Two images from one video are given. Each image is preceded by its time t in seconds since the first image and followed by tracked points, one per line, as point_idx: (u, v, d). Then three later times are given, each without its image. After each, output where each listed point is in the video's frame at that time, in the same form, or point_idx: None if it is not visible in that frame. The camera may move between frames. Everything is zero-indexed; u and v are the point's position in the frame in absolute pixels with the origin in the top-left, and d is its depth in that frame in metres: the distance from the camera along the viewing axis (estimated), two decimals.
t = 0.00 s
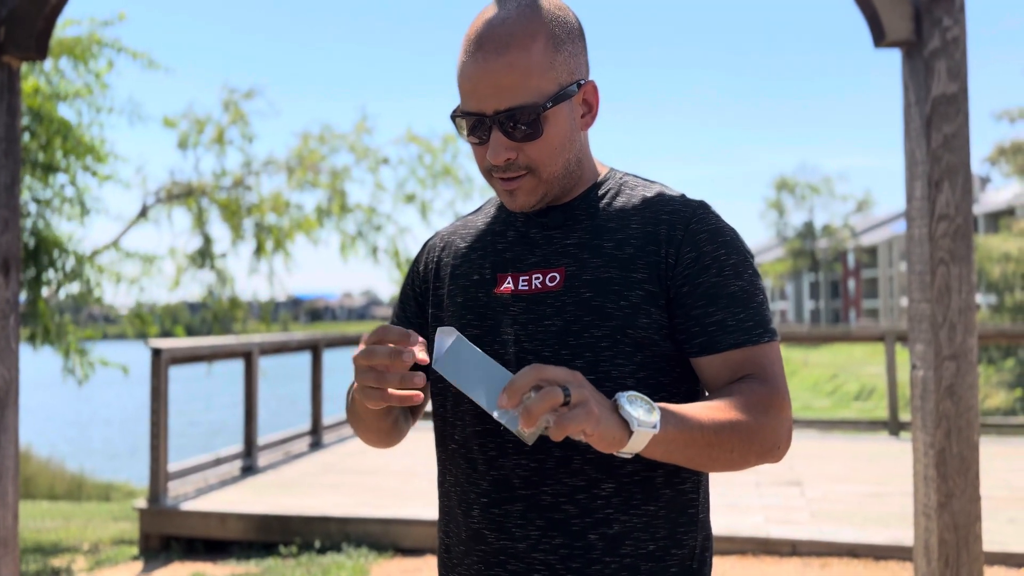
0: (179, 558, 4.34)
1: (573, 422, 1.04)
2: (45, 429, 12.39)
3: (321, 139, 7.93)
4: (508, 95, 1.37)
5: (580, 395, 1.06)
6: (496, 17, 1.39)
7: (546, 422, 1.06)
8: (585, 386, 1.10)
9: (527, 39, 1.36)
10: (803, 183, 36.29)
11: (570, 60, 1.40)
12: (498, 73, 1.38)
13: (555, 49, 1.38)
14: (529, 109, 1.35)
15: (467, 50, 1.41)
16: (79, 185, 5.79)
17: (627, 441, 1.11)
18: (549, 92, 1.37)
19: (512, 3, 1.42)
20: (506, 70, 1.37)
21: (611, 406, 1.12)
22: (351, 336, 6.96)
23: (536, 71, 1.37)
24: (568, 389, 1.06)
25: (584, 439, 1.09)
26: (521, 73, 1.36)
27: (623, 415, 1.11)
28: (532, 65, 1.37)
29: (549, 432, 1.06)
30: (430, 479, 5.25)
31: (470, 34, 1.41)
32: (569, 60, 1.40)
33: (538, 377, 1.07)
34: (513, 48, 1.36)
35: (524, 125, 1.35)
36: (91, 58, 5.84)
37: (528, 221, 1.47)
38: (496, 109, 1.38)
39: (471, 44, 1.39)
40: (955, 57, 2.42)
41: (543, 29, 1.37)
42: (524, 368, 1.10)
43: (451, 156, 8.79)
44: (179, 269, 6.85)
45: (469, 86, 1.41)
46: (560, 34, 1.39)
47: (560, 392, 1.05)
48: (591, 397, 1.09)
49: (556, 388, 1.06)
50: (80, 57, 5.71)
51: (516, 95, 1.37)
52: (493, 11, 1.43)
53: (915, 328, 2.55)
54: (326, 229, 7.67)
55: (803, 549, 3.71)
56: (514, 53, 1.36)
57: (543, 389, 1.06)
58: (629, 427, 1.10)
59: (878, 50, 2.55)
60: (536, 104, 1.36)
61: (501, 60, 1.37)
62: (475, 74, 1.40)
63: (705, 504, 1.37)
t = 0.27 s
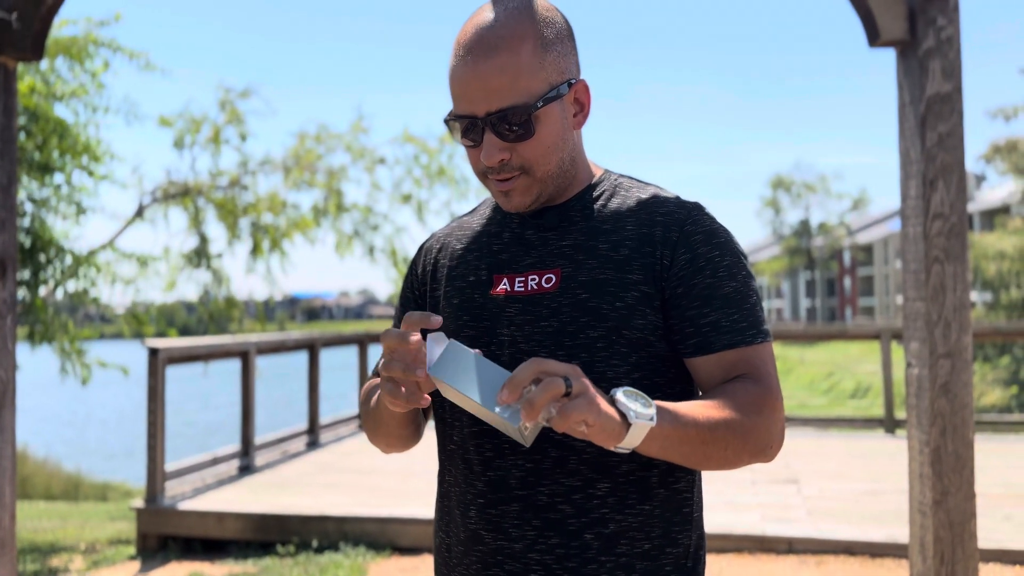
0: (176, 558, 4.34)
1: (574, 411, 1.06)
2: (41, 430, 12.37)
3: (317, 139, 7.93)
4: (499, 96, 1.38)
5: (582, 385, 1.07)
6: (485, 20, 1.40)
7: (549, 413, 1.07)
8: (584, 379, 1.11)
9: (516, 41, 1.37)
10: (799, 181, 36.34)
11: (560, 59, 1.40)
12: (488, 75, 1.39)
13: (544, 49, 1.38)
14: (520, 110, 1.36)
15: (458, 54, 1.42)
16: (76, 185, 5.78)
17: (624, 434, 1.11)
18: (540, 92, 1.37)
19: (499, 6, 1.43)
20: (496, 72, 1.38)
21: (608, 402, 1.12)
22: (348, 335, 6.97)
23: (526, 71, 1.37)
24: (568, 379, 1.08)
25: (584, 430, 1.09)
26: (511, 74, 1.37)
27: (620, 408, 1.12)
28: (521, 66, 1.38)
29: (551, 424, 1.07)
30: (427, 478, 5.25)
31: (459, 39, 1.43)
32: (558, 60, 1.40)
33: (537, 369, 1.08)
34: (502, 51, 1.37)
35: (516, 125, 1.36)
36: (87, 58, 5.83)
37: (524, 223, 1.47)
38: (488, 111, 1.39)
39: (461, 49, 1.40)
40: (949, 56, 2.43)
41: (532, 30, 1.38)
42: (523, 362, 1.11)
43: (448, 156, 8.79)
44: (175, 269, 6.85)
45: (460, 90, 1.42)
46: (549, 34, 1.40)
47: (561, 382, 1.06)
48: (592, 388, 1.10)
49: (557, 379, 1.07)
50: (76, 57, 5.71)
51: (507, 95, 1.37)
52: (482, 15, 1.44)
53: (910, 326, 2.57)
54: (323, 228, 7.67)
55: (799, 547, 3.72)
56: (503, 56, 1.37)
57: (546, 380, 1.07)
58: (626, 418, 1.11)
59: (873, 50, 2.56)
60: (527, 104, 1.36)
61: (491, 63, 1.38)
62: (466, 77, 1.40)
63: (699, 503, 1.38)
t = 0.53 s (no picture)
0: (173, 557, 4.34)
1: (565, 428, 1.06)
2: (37, 429, 12.36)
3: (313, 138, 7.93)
4: (488, 92, 1.38)
5: (581, 403, 1.07)
6: (474, 20, 1.41)
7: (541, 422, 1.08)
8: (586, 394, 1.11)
9: (503, 38, 1.38)
10: (795, 180, 36.41)
11: (548, 56, 1.41)
12: (477, 73, 1.40)
13: (532, 46, 1.39)
14: (510, 105, 1.37)
15: (447, 54, 1.43)
16: (71, 183, 5.77)
17: (608, 456, 1.10)
18: (529, 87, 1.38)
19: (488, 6, 1.45)
20: (485, 69, 1.39)
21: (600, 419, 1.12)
22: (345, 334, 6.96)
23: (514, 68, 1.38)
24: (569, 394, 1.07)
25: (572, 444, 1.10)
26: (499, 71, 1.38)
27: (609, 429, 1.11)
28: (509, 63, 1.39)
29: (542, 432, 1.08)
30: (424, 476, 5.26)
31: (449, 39, 1.44)
32: (546, 55, 1.41)
33: (545, 375, 1.08)
34: (489, 48, 1.38)
35: (506, 121, 1.36)
36: (83, 56, 5.82)
37: (519, 222, 1.48)
38: (479, 108, 1.39)
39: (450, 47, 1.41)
40: (944, 55, 2.44)
41: (519, 26, 1.39)
42: (534, 364, 1.10)
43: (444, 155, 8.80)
44: (171, 268, 6.84)
45: (451, 89, 1.43)
46: (536, 31, 1.41)
47: (562, 397, 1.06)
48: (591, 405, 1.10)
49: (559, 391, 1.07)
50: (72, 55, 5.69)
51: (497, 91, 1.38)
52: (471, 16, 1.45)
53: (905, 324, 2.58)
54: (319, 227, 7.67)
55: (795, 544, 3.73)
56: (491, 53, 1.38)
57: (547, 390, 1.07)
58: (613, 442, 1.10)
59: (868, 49, 2.57)
60: (516, 98, 1.37)
61: (480, 59, 1.39)
62: (455, 77, 1.42)
63: (695, 499, 1.39)
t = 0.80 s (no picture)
0: (169, 556, 4.34)
1: (567, 425, 1.06)
2: (32, 428, 12.34)
3: (309, 136, 7.92)
4: (499, 69, 1.42)
5: (579, 400, 1.07)
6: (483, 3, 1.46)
7: (541, 421, 1.07)
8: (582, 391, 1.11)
9: (514, 18, 1.42)
10: (790, 178, 36.47)
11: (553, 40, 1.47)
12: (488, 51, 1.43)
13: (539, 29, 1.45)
14: (521, 81, 1.41)
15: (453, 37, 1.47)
16: (66, 182, 5.76)
17: (605, 452, 1.11)
18: (539, 65, 1.42)
19: None
20: (496, 47, 1.43)
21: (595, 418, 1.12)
22: (341, 333, 6.96)
23: (524, 46, 1.43)
24: (568, 392, 1.08)
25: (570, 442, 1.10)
26: (510, 49, 1.42)
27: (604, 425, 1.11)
28: (518, 43, 1.43)
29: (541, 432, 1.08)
30: (420, 474, 5.27)
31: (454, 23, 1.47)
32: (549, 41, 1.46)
33: (541, 375, 1.08)
34: (501, 26, 1.42)
35: (518, 95, 1.41)
36: (78, 54, 5.80)
37: (515, 220, 1.48)
38: (490, 85, 1.43)
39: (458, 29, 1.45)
40: (938, 53, 2.45)
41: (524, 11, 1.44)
42: (527, 365, 1.11)
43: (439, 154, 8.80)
44: (167, 266, 6.83)
45: (460, 68, 1.45)
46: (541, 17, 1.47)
47: (561, 394, 1.06)
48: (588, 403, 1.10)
49: (557, 389, 1.07)
50: (66, 54, 5.68)
51: (508, 69, 1.42)
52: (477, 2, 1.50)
53: (899, 321, 2.59)
54: (314, 226, 7.67)
55: (790, 541, 3.75)
56: (502, 31, 1.42)
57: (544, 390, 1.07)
58: (609, 438, 1.11)
59: (862, 47, 2.58)
60: (527, 74, 1.41)
61: (490, 37, 1.43)
62: (465, 55, 1.45)
63: (692, 493, 1.40)
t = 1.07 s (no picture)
0: (164, 554, 4.33)
1: (576, 416, 1.06)
2: (28, 428, 12.31)
3: (304, 135, 7.91)
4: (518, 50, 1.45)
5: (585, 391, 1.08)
6: None
7: (549, 417, 1.07)
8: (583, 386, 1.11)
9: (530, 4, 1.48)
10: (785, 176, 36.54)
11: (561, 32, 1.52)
12: (507, 30, 1.46)
13: (551, 19, 1.51)
14: (540, 60, 1.44)
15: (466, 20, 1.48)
16: (60, 179, 5.74)
17: (608, 446, 1.10)
18: (555, 48, 1.47)
19: None
20: (515, 27, 1.46)
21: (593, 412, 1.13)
22: (337, 331, 6.95)
23: (541, 30, 1.47)
24: (573, 384, 1.08)
25: (577, 437, 1.09)
26: (528, 29, 1.46)
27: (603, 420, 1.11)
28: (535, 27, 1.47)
29: (550, 428, 1.07)
30: (416, 472, 5.27)
31: (468, 7, 1.50)
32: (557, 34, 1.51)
33: (543, 369, 1.08)
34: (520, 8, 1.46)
35: (538, 76, 1.43)
36: (72, 51, 5.78)
37: (514, 215, 1.48)
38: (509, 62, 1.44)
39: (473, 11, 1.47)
40: (933, 51, 2.45)
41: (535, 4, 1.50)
42: (527, 362, 1.10)
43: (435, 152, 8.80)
44: (161, 265, 6.82)
45: (477, 47, 1.47)
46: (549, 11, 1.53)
47: (566, 386, 1.06)
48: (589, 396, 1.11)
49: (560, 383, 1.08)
50: (60, 51, 5.66)
51: (528, 47, 1.44)
52: None
53: (894, 318, 2.60)
54: (309, 224, 7.66)
55: (785, 538, 3.76)
56: (520, 14, 1.46)
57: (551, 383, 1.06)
58: (610, 431, 1.10)
59: (858, 44, 2.58)
60: (546, 55, 1.44)
61: (507, 21, 1.46)
62: (483, 34, 1.47)
63: (690, 488, 1.40)
